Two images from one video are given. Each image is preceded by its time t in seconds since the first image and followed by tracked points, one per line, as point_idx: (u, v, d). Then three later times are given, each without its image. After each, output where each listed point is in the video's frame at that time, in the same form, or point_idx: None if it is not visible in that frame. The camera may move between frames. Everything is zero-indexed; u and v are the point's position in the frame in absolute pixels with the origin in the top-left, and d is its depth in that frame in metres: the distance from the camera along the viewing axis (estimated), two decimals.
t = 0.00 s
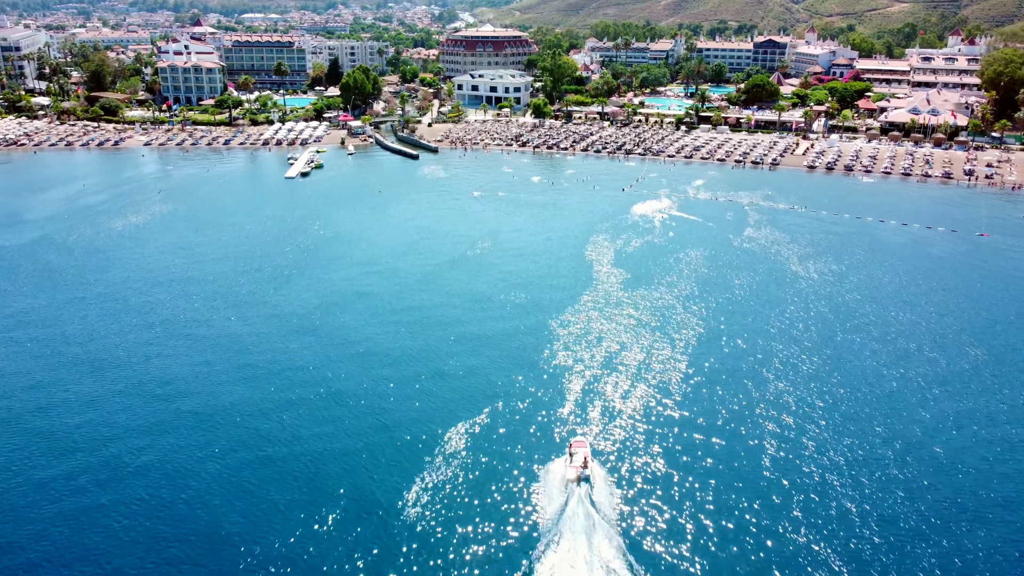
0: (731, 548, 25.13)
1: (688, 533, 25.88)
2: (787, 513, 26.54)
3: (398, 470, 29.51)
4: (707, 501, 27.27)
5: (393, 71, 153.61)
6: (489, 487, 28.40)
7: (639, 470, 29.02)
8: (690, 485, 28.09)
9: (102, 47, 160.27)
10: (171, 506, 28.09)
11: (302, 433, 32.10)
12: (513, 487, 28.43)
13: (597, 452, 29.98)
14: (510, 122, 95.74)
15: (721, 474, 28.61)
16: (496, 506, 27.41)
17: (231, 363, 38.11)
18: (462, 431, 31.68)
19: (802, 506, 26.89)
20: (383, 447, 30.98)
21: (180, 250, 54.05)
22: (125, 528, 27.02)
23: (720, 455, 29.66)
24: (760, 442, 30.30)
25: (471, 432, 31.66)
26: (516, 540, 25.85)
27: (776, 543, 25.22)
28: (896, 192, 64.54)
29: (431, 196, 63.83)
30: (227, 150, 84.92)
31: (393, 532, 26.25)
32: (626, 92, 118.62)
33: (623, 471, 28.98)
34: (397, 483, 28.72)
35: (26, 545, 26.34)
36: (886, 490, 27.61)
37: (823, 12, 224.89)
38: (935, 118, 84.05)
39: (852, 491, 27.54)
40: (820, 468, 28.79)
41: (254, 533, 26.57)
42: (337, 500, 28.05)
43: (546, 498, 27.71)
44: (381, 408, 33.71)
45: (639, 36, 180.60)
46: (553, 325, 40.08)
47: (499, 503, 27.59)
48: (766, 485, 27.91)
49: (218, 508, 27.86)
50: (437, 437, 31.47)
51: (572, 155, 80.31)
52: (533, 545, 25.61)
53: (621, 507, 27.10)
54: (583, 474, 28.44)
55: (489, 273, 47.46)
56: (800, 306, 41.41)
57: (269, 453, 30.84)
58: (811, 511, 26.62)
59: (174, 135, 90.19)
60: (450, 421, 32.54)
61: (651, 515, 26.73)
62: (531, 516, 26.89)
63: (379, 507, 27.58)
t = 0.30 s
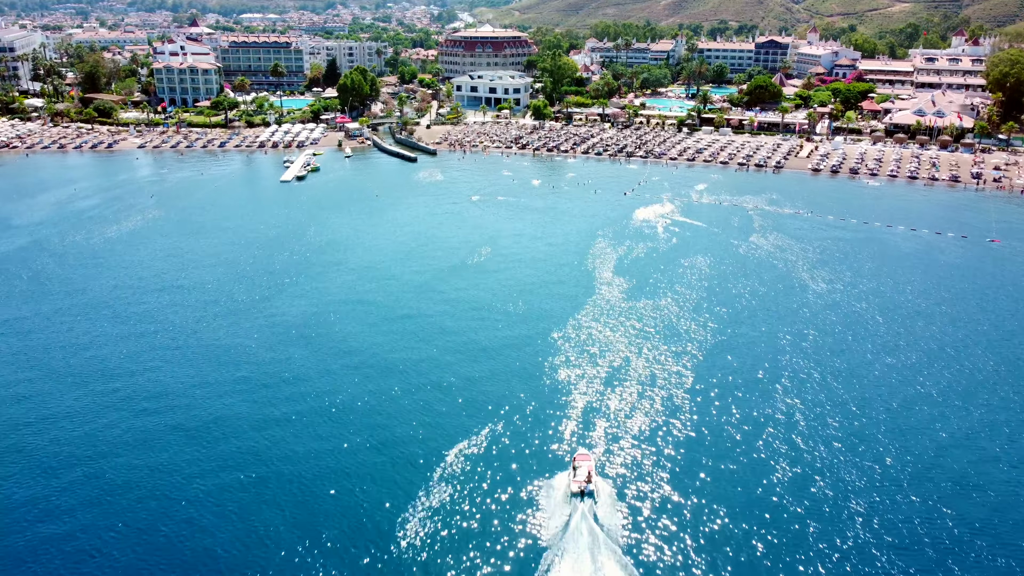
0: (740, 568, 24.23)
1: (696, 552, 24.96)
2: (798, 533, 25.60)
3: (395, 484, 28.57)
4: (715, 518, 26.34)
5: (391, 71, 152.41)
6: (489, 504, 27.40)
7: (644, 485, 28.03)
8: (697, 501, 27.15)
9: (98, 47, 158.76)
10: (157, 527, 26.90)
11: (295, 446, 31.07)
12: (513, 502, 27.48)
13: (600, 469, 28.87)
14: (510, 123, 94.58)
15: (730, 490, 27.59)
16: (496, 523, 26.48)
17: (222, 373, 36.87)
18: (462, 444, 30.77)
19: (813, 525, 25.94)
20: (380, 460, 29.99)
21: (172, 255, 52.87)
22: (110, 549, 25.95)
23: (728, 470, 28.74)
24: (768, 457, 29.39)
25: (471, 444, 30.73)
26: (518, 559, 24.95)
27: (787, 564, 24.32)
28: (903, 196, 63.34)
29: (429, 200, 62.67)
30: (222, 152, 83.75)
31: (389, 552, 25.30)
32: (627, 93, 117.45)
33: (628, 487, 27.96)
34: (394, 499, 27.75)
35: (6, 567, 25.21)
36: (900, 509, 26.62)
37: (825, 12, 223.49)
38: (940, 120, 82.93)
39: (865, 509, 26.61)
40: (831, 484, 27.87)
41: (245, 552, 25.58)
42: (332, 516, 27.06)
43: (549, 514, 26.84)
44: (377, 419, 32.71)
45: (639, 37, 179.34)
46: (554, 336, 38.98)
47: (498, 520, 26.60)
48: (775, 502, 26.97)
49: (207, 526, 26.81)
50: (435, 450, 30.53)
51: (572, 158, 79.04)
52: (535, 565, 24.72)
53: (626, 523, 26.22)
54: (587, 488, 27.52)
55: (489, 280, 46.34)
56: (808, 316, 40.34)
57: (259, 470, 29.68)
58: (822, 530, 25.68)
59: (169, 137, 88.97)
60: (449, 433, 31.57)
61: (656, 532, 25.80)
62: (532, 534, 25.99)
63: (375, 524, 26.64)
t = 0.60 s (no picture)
0: None
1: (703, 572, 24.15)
2: (809, 554, 24.75)
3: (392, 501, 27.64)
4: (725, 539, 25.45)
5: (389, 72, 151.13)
6: (490, 519, 26.60)
7: (651, 503, 27.17)
8: (705, 519, 26.33)
9: (94, 48, 157.35)
10: (144, 546, 25.81)
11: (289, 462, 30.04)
12: (515, 521, 26.55)
13: (605, 485, 28.05)
14: (509, 125, 93.38)
15: (737, 509, 26.73)
16: (497, 541, 25.62)
17: (212, 385, 35.62)
18: (462, 459, 29.92)
19: (825, 546, 25.09)
20: (377, 476, 29.03)
21: (163, 262, 51.68)
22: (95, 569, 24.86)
23: (737, 486, 27.91)
24: (778, 475, 28.47)
25: (472, 459, 29.84)
26: None
27: None
28: (910, 200, 62.17)
29: (427, 205, 61.50)
30: (218, 155, 82.59)
31: (387, 570, 24.52)
32: (627, 94, 116.25)
33: (634, 504, 27.15)
34: (394, 514, 26.94)
35: None
36: (916, 532, 25.65)
37: (826, 12, 222.17)
38: (946, 122, 81.76)
39: (879, 530, 25.71)
40: (844, 503, 26.99)
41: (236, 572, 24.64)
42: (326, 535, 26.09)
43: (552, 531, 26.10)
44: (374, 433, 31.71)
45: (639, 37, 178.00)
46: (555, 347, 37.89)
47: (498, 538, 25.78)
48: (786, 521, 26.13)
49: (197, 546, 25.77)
50: (435, 465, 29.61)
51: (573, 161, 77.77)
52: None
53: (632, 542, 25.42)
54: (591, 503, 26.77)
55: (488, 287, 45.18)
56: (816, 326, 39.20)
57: (252, 487, 28.56)
58: (835, 552, 24.80)
59: (164, 139, 87.75)
60: (448, 448, 30.60)
61: (663, 552, 24.99)
62: (535, 551, 25.20)
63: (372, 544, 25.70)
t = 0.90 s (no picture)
0: None
1: None
2: None
3: (389, 519, 26.57)
4: (736, 561, 24.36)
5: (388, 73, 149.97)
6: (491, 540, 25.51)
7: (658, 522, 26.06)
8: (714, 538, 25.29)
9: (91, 49, 156.40)
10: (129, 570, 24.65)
11: (281, 478, 28.85)
12: (516, 541, 25.48)
13: (610, 500, 27.08)
14: (509, 127, 92.15)
15: (749, 530, 25.58)
16: (498, 561, 24.64)
17: (201, 399, 34.34)
18: (462, 474, 28.80)
19: (840, 568, 24.02)
20: (372, 491, 27.94)
21: (154, 268, 50.53)
22: None
23: (747, 503, 26.82)
24: (788, 492, 27.35)
25: (472, 474, 28.74)
26: None
27: None
28: (918, 204, 60.91)
29: (425, 210, 60.32)
30: (213, 158, 81.40)
31: None
32: (628, 95, 115.07)
33: (642, 523, 26.08)
34: (391, 533, 25.89)
35: None
36: (935, 555, 24.53)
37: (826, 12, 221.23)
38: (952, 124, 80.54)
39: (896, 553, 24.63)
40: (859, 524, 25.86)
41: None
42: (320, 556, 25.01)
43: (556, 549, 25.12)
44: (369, 446, 30.62)
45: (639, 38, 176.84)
46: (556, 358, 36.67)
47: (499, 558, 24.78)
48: (799, 544, 24.97)
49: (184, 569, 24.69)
50: (433, 479, 28.53)
51: (573, 164, 76.53)
52: None
53: (637, 562, 24.43)
54: (596, 521, 25.81)
55: (487, 296, 43.99)
56: (825, 338, 38.03)
57: (241, 508, 27.30)
58: None
59: (158, 142, 86.55)
60: (446, 462, 29.46)
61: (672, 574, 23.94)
62: (538, 572, 24.18)
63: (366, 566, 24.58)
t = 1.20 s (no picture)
0: None
1: None
2: None
3: (386, 536, 25.57)
4: None
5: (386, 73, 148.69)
6: (492, 560, 24.46)
7: (666, 540, 24.99)
8: (724, 557, 24.28)
9: (86, 49, 154.97)
10: None
11: (274, 493, 27.79)
12: (518, 560, 24.45)
13: (616, 515, 26.11)
14: (508, 129, 90.93)
15: (758, 552, 24.48)
16: None
17: (188, 413, 32.97)
18: (462, 488, 27.77)
19: None
20: (368, 507, 26.91)
21: (146, 274, 49.31)
22: None
23: (758, 520, 25.77)
24: (801, 510, 26.30)
25: (472, 488, 27.72)
26: None
27: None
28: (925, 208, 59.73)
29: (423, 214, 59.13)
30: (208, 161, 80.18)
31: None
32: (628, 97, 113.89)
33: (648, 541, 25.04)
34: (388, 552, 24.84)
35: None
36: None
37: (827, 12, 220.24)
38: (958, 126, 79.39)
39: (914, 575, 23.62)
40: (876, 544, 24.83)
41: None
42: None
43: (560, 568, 24.16)
44: (366, 459, 29.57)
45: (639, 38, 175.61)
46: (559, 368, 35.60)
47: None
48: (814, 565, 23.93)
49: None
50: (432, 494, 27.50)
51: (574, 167, 75.34)
52: None
53: None
54: (601, 538, 24.83)
55: (487, 303, 42.82)
56: (835, 348, 36.89)
57: (228, 531, 26.03)
58: None
59: (152, 144, 85.29)
60: (446, 476, 28.43)
61: None
62: None
63: None
